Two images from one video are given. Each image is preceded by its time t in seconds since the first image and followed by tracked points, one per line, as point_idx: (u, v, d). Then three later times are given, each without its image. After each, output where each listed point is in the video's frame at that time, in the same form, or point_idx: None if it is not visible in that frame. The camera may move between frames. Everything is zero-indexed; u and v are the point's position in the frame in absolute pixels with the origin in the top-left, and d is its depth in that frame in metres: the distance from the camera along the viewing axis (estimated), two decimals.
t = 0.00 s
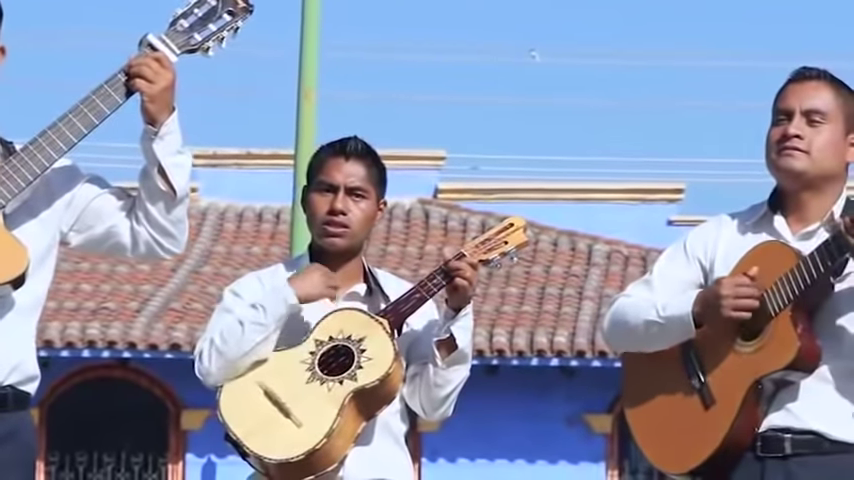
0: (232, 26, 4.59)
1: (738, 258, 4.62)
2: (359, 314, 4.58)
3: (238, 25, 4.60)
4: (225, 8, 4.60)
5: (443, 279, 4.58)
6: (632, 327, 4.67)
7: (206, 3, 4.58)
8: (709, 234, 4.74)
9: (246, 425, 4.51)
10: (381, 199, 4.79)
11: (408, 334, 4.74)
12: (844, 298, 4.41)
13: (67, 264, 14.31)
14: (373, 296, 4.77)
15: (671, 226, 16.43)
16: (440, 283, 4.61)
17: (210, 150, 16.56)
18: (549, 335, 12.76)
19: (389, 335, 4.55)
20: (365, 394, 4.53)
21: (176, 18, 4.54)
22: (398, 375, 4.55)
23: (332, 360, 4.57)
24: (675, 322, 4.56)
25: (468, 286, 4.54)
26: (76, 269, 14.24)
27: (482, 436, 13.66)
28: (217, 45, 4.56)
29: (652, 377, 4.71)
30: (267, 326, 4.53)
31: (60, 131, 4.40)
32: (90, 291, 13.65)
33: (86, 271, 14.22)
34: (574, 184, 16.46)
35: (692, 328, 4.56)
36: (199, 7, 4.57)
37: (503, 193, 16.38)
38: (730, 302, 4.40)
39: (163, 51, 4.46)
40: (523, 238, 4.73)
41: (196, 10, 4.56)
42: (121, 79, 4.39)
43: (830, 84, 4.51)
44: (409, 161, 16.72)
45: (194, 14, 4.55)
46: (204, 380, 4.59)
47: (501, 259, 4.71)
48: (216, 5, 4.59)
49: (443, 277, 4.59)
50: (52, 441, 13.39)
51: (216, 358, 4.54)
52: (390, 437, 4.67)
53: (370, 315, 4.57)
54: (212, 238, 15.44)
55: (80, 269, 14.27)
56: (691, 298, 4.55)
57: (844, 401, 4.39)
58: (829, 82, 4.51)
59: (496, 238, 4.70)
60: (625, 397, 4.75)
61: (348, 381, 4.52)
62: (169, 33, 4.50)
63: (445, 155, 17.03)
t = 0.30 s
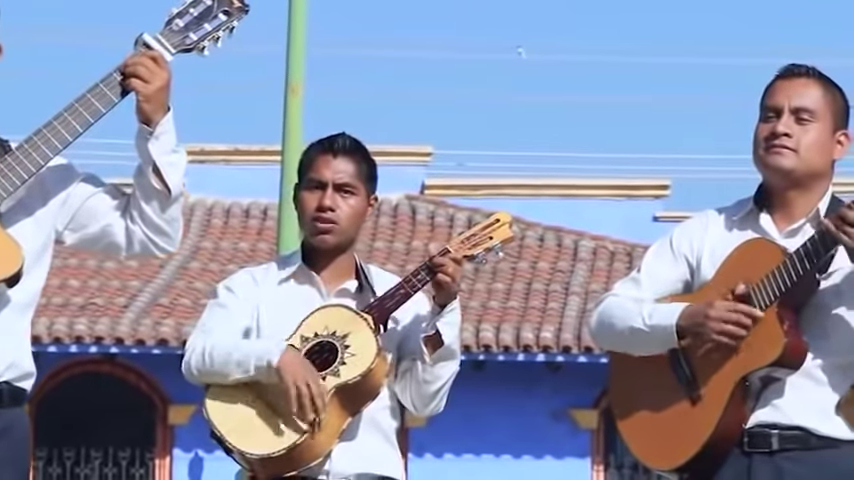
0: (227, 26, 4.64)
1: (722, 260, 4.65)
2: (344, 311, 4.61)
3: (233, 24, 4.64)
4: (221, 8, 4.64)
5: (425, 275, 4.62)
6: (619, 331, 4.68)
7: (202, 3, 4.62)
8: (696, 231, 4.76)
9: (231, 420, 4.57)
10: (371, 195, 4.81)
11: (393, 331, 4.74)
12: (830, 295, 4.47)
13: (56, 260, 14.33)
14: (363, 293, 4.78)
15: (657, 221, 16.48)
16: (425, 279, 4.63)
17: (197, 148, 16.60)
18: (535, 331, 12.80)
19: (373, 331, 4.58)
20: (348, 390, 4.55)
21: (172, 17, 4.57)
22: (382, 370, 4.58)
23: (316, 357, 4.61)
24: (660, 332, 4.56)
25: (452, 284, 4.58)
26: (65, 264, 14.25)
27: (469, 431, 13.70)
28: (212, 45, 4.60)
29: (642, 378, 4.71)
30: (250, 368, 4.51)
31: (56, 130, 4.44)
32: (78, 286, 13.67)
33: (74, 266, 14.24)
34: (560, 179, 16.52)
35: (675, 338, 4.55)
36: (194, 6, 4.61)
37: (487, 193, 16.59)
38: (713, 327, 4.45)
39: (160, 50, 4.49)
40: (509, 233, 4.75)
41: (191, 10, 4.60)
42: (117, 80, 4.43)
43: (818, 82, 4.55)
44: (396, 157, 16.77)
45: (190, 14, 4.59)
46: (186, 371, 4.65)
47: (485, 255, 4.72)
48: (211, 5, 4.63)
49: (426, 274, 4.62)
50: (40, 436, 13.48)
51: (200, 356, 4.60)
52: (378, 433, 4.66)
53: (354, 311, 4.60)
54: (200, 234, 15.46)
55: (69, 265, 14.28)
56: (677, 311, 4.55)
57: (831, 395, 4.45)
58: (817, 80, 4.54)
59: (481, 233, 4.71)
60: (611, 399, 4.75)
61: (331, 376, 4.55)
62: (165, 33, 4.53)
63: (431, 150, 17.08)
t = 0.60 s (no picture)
0: (218, 21, 4.67)
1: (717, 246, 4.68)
2: (322, 302, 4.60)
3: (224, 20, 4.68)
4: (212, 4, 4.67)
5: (400, 269, 4.65)
6: (605, 321, 4.72)
7: None
8: (681, 226, 4.81)
9: (213, 416, 4.57)
10: (357, 189, 4.82)
11: (383, 322, 4.77)
12: (817, 291, 4.51)
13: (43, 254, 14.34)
14: (349, 285, 4.83)
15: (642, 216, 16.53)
16: (400, 272, 4.65)
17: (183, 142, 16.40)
18: (521, 325, 12.83)
19: (354, 326, 4.55)
20: (328, 384, 4.53)
21: (164, 13, 4.59)
22: (362, 363, 4.54)
23: (298, 351, 4.62)
24: (645, 314, 4.60)
25: (423, 272, 4.55)
26: (53, 258, 14.27)
27: (455, 425, 13.74)
28: (203, 41, 4.63)
29: (624, 368, 4.77)
30: (241, 306, 4.65)
31: (48, 126, 4.47)
32: (66, 281, 13.68)
33: (62, 260, 14.26)
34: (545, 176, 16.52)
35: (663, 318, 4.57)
36: (186, 2, 4.63)
37: (472, 189, 16.61)
38: (701, 296, 4.45)
39: (151, 46, 4.49)
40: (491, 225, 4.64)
41: (183, 6, 4.62)
42: (106, 73, 4.46)
43: (805, 79, 4.58)
44: (381, 152, 16.82)
45: (181, 10, 4.61)
46: (179, 362, 4.69)
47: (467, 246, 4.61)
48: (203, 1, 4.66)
49: (400, 268, 4.65)
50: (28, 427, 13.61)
51: (193, 341, 4.64)
52: (365, 424, 4.68)
53: (334, 303, 4.59)
54: (186, 229, 15.49)
55: (56, 259, 14.30)
56: (662, 292, 4.58)
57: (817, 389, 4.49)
58: (804, 77, 4.57)
59: (462, 224, 4.60)
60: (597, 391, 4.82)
61: (311, 371, 4.54)
62: (156, 28, 4.55)
63: (418, 146, 17.12)
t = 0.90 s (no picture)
0: (208, 17, 4.72)
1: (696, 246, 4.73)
2: (309, 304, 4.67)
3: (214, 16, 4.73)
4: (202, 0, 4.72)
5: (382, 272, 4.67)
6: (582, 325, 4.76)
7: None
8: (663, 223, 4.83)
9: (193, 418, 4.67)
10: (343, 183, 4.85)
11: (367, 323, 4.80)
12: (798, 285, 4.55)
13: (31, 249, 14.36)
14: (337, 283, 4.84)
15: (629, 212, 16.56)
16: (382, 275, 4.67)
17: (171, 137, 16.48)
18: (506, 320, 12.87)
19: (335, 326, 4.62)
20: (308, 385, 4.60)
21: (154, 9, 4.63)
22: (343, 363, 4.60)
23: (279, 351, 4.67)
24: (619, 332, 4.66)
25: (401, 276, 4.58)
26: (40, 253, 14.29)
27: (440, 419, 13.77)
28: (193, 37, 4.67)
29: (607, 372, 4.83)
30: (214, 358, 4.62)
31: (38, 121, 4.49)
32: (53, 275, 13.71)
33: (49, 255, 14.28)
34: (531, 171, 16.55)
35: (633, 339, 4.65)
36: None
37: (459, 184, 16.65)
38: (671, 336, 4.56)
39: (142, 43, 4.53)
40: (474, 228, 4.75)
41: (173, 3, 4.67)
42: (97, 68, 4.49)
43: (786, 77, 4.61)
44: (368, 147, 16.87)
45: (171, 7, 4.66)
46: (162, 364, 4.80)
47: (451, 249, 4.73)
48: None
49: (382, 271, 4.67)
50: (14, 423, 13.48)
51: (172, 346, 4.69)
52: (347, 422, 4.72)
53: (318, 304, 4.65)
54: (173, 224, 15.52)
55: (44, 253, 14.32)
56: (636, 311, 4.64)
57: (798, 383, 4.53)
58: (785, 76, 4.61)
59: (447, 227, 4.71)
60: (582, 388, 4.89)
61: (291, 371, 4.61)
62: (146, 24, 4.58)
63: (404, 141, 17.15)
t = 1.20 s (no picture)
0: (196, 16, 4.72)
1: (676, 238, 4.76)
2: (293, 302, 4.67)
3: (203, 15, 4.73)
4: None
5: (366, 273, 4.70)
6: (565, 318, 4.80)
7: None
8: (644, 218, 4.87)
9: (171, 407, 4.73)
10: (328, 177, 4.88)
11: (350, 326, 4.81)
12: (773, 277, 4.59)
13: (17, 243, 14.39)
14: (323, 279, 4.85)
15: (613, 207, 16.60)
16: (366, 276, 4.71)
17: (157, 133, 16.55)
18: (491, 313, 12.91)
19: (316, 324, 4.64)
20: (288, 384, 4.62)
21: (142, 8, 4.66)
22: (324, 363, 4.61)
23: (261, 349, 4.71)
24: (600, 324, 4.70)
25: (382, 281, 4.64)
26: (27, 247, 14.32)
27: (426, 413, 13.80)
28: (181, 35, 4.69)
29: (589, 367, 4.83)
30: (199, 316, 4.71)
31: (26, 117, 4.50)
32: (40, 269, 13.74)
33: (36, 250, 14.31)
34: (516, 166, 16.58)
35: (616, 330, 4.68)
36: None
37: (444, 179, 16.67)
38: (661, 324, 4.59)
39: (130, 41, 4.57)
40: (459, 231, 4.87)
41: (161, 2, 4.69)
42: (85, 66, 4.51)
43: (759, 72, 4.65)
44: (352, 142, 16.91)
45: (160, 5, 4.68)
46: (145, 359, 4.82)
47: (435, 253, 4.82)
48: None
49: (366, 272, 4.71)
50: None
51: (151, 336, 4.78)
52: (327, 418, 4.75)
53: (302, 303, 4.66)
54: (160, 219, 15.54)
55: (30, 248, 14.35)
56: (618, 303, 4.69)
57: (775, 376, 4.58)
58: (758, 71, 4.65)
59: (431, 230, 4.82)
60: (563, 383, 4.88)
61: (271, 370, 4.64)
62: (135, 22, 4.61)
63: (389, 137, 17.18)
